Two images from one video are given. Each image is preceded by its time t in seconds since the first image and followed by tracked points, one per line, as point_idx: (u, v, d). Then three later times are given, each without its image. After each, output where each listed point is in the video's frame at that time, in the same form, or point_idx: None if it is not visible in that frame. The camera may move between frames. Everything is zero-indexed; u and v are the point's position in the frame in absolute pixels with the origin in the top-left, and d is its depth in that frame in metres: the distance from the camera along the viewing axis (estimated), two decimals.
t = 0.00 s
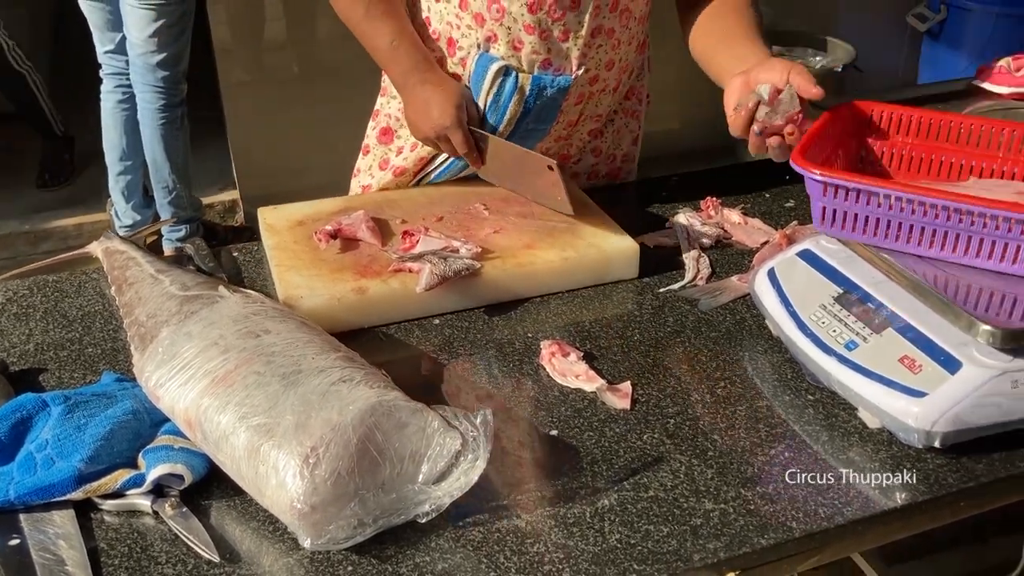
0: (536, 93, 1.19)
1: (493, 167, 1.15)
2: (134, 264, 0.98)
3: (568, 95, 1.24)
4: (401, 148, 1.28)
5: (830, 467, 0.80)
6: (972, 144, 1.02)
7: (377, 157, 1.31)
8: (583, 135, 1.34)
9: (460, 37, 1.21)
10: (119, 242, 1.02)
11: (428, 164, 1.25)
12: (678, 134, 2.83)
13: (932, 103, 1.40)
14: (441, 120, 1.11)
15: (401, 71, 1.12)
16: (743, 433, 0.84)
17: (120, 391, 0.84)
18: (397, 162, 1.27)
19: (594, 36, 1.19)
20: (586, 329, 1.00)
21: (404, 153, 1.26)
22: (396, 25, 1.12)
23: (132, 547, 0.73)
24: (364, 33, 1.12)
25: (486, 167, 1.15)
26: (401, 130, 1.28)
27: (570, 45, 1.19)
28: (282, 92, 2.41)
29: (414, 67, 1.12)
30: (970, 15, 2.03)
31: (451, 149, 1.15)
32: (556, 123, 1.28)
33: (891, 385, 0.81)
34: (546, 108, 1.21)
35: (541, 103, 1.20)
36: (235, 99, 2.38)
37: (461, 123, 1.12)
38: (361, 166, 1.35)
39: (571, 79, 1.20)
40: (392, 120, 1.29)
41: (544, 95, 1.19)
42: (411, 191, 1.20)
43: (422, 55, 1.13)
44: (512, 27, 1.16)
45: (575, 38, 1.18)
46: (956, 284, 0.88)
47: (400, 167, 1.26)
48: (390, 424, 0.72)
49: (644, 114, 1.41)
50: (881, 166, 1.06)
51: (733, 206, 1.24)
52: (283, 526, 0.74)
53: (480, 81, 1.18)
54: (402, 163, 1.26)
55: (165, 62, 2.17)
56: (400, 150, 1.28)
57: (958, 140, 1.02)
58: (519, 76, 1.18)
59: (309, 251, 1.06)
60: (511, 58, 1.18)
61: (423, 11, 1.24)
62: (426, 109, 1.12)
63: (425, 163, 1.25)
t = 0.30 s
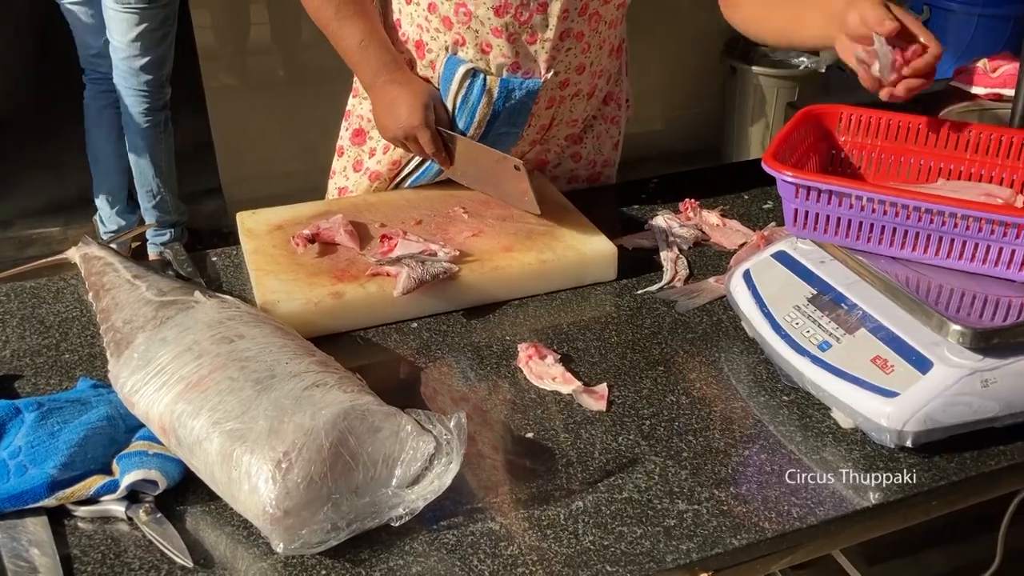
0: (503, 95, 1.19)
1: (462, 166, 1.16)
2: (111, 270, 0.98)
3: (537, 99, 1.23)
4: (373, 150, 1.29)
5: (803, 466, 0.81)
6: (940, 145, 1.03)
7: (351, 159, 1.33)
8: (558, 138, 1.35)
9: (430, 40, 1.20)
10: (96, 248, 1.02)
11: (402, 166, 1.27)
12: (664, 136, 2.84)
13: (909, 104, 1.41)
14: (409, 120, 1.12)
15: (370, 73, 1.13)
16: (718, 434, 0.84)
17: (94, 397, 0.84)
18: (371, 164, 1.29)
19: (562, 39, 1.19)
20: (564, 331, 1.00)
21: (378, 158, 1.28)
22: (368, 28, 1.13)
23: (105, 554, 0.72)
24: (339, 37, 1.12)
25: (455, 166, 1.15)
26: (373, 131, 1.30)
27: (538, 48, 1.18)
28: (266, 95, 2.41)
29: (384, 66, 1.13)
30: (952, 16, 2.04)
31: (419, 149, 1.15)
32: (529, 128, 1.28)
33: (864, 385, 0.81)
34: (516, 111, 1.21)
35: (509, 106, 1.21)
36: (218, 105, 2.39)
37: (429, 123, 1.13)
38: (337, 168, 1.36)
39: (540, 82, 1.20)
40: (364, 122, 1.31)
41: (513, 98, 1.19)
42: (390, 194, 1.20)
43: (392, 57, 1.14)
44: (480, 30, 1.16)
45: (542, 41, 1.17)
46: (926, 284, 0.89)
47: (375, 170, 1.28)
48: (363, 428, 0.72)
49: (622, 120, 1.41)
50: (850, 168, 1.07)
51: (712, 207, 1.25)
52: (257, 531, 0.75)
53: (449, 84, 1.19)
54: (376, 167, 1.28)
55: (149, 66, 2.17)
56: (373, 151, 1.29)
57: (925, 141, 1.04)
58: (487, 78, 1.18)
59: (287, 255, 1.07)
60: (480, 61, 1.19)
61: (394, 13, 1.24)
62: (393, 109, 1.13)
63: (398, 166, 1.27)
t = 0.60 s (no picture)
0: (462, 88, 1.17)
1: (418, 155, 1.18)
2: (92, 273, 0.97)
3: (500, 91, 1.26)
4: (342, 151, 1.32)
5: (783, 465, 0.81)
6: (917, 145, 1.04)
7: (322, 161, 1.35)
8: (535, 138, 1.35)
9: (389, 37, 1.26)
10: (77, 252, 1.01)
11: (372, 165, 1.30)
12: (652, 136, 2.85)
13: (890, 104, 1.42)
14: (362, 111, 1.14)
15: (323, 67, 1.17)
16: (697, 434, 0.85)
17: (73, 402, 0.84)
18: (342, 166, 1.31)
19: (519, 31, 1.22)
20: (546, 332, 1.00)
21: (347, 160, 1.31)
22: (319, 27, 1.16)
23: (83, 559, 0.72)
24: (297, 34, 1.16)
25: (414, 155, 1.17)
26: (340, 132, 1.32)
27: (493, 39, 1.23)
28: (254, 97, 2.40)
29: (337, 62, 1.17)
30: (938, 16, 2.07)
31: (376, 140, 1.18)
32: (496, 124, 1.30)
33: (843, 384, 0.82)
34: (478, 104, 1.19)
35: (470, 99, 1.18)
36: (205, 110, 2.37)
37: (382, 114, 1.15)
38: (309, 171, 1.39)
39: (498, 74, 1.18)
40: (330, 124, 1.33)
41: (472, 90, 1.18)
42: (374, 196, 1.20)
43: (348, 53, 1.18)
44: (435, 25, 1.21)
45: (498, 32, 1.21)
46: (904, 283, 0.89)
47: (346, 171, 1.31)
48: (341, 430, 0.72)
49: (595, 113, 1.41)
50: (830, 168, 1.07)
51: (694, 208, 1.25)
52: (236, 534, 0.74)
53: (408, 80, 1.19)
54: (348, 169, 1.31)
55: (135, 69, 2.16)
56: (341, 153, 1.32)
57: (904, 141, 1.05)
58: (445, 72, 1.17)
59: (268, 258, 1.07)
60: (436, 55, 1.24)
61: (354, 14, 1.29)
62: (344, 101, 1.16)
63: (368, 166, 1.30)
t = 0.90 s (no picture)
0: (378, 84, 1.27)
1: (322, 138, 1.21)
2: (80, 273, 0.97)
3: (419, 86, 1.29)
4: (284, 154, 1.39)
5: (773, 462, 0.81)
6: (906, 141, 1.04)
7: (271, 163, 1.43)
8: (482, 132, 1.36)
9: (309, 40, 1.30)
10: (66, 252, 1.01)
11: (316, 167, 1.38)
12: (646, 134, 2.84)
13: (882, 100, 1.42)
14: (261, 98, 1.20)
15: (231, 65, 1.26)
16: (688, 432, 0.84)
17: (61, 402, 0.83)
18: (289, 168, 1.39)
19: (428, 26, 1.25)
20: (536, 330, 1.00)
21: (291, 163, 1.38)
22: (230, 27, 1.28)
23: (70, 560, 0.72)
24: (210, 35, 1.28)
25: (315, 138, 1.21)
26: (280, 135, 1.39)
27: (403, 34, 1.26)
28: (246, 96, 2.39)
29: (237, 54, 1.26)
30: (930, 12, 2.07)
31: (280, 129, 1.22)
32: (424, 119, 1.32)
33: (833, 381, 0.82)
34: (397, 98, 1.28)
35: (387, 93, 1.28)
36: (196, 110, 2.36)
37: (280, 100, 1.20)
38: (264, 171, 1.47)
39: (411, 68, 1.27)
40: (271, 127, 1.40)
41: (388, 83, 1.27)
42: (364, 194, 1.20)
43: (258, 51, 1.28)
44: (345, 27, 1.26)
45: (407, 27, 1.25)
46: (894, 279, 0.89)
47: (294, 174, 1.39)
48: (329, 430, 0.72)
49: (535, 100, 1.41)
50: (820, 165, 1.07)
51: (686, 205, 1.25)
52: (225, 534, 0.74)
53: (329, 84, 1.29)
54: (295, 171, 1.39)
55: (126, 69, 2.16)
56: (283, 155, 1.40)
57: (893, 137, 1.04)
58: (359, 70, 1.27)
59: (258, 257, 1.06)
60: (351, 56, 1.28)
61: (279, 19, 1.34)
62: (246, 91, 1.22)
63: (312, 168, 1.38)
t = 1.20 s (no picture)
0: (308, 87, 1.30)
1: (246, 132, 1.30)
2: (77, 270, 0.96)
3: (350, 85, 1.33)
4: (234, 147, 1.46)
5: (776, 461, 0.80)
6: (909, 136, 1.03)
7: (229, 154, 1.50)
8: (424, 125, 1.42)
9: (243, 44, 1.35)
10: (63, 249, 1.00)
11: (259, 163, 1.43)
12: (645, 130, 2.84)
13: (885, 95, 1.41)
14: (188, 93, 1.29)
15: (168, 60, 1.33)
16: (690, 430, 0.84)
17: (58, 400, 0.82)
18: (237, 162, 1.46)
19: (356, 28, 1.30)
20: (537, 328, 0.99)
21: (238, 157, 1.45)
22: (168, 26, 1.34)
23: (67, 560, 0.71)
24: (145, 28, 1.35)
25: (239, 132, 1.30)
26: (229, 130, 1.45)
27: (331, 37, 1.30)
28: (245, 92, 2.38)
29: (174, 48, 1.33)
30: (931, 7, 2.07)
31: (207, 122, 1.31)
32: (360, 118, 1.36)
33: (835, 378, 0.81)
34: (330, 100, 1.31)
35: (320, 95, 1.31)
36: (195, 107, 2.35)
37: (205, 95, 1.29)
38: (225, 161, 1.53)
39: (342, 68, 1.30)
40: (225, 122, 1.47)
41: (321, 85, 1.30)
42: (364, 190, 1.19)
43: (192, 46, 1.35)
44: (275, 32, 1.30)
45: (334, 31, 1.29)
46: (898, 276, 0.88)
47: (240, 167, 1.46)
48: (327, 429, 0.71)
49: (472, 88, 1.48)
50: (822, 160, 1.06)
51: (687, 201, 1.24)
52: (224, 534, 0.73)
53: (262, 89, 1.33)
54: (242, 165, 1.46)
55: (123, 66, 2.15)
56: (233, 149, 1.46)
57: (896, 133, 1.04)
58: (292, 72, 1.30)
59: (257, 253, 1.05)
60: (282, 59, 1.32)
61: (219, 21, 1.39)
62: (178, 85, 1.31)
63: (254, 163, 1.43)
